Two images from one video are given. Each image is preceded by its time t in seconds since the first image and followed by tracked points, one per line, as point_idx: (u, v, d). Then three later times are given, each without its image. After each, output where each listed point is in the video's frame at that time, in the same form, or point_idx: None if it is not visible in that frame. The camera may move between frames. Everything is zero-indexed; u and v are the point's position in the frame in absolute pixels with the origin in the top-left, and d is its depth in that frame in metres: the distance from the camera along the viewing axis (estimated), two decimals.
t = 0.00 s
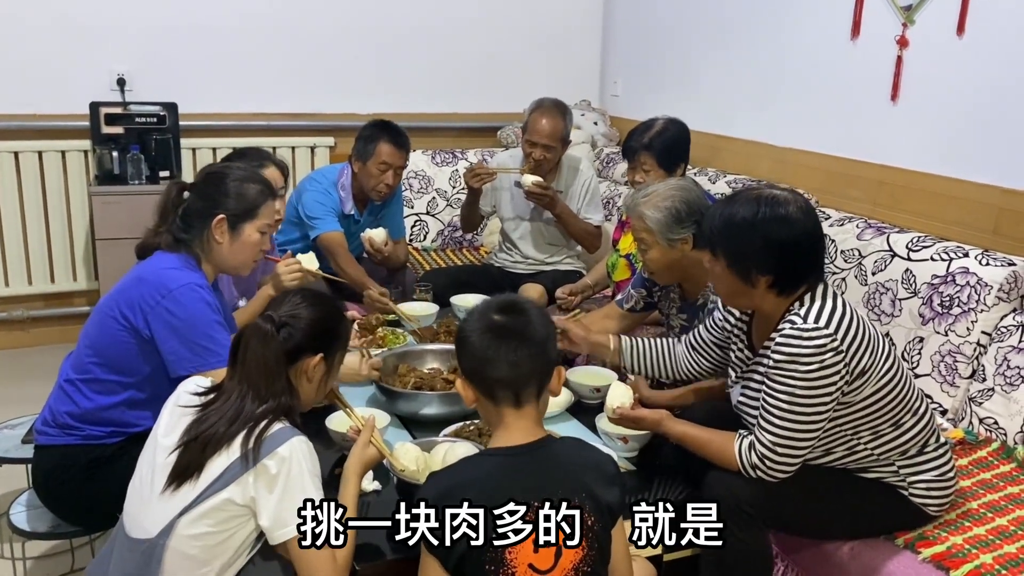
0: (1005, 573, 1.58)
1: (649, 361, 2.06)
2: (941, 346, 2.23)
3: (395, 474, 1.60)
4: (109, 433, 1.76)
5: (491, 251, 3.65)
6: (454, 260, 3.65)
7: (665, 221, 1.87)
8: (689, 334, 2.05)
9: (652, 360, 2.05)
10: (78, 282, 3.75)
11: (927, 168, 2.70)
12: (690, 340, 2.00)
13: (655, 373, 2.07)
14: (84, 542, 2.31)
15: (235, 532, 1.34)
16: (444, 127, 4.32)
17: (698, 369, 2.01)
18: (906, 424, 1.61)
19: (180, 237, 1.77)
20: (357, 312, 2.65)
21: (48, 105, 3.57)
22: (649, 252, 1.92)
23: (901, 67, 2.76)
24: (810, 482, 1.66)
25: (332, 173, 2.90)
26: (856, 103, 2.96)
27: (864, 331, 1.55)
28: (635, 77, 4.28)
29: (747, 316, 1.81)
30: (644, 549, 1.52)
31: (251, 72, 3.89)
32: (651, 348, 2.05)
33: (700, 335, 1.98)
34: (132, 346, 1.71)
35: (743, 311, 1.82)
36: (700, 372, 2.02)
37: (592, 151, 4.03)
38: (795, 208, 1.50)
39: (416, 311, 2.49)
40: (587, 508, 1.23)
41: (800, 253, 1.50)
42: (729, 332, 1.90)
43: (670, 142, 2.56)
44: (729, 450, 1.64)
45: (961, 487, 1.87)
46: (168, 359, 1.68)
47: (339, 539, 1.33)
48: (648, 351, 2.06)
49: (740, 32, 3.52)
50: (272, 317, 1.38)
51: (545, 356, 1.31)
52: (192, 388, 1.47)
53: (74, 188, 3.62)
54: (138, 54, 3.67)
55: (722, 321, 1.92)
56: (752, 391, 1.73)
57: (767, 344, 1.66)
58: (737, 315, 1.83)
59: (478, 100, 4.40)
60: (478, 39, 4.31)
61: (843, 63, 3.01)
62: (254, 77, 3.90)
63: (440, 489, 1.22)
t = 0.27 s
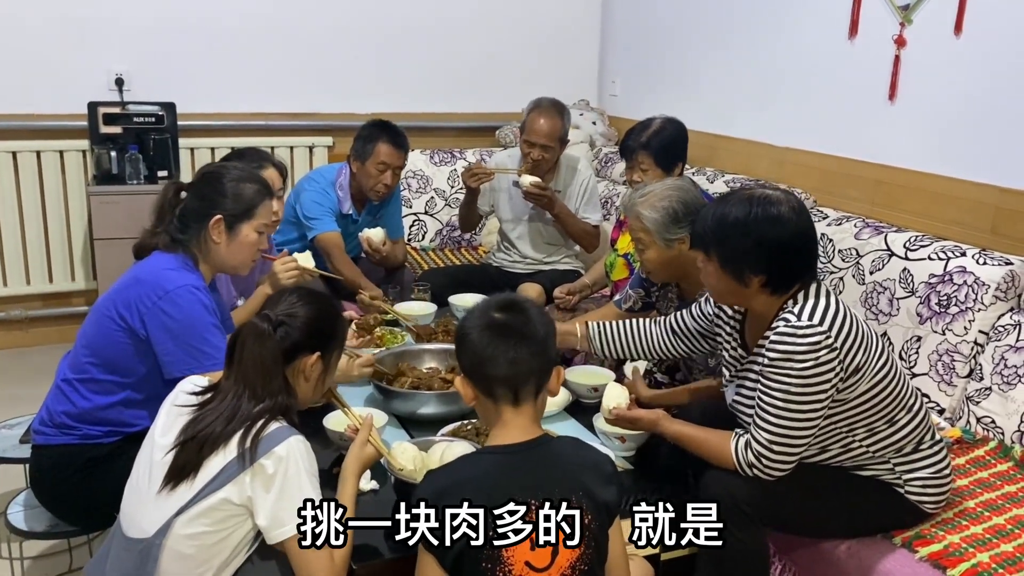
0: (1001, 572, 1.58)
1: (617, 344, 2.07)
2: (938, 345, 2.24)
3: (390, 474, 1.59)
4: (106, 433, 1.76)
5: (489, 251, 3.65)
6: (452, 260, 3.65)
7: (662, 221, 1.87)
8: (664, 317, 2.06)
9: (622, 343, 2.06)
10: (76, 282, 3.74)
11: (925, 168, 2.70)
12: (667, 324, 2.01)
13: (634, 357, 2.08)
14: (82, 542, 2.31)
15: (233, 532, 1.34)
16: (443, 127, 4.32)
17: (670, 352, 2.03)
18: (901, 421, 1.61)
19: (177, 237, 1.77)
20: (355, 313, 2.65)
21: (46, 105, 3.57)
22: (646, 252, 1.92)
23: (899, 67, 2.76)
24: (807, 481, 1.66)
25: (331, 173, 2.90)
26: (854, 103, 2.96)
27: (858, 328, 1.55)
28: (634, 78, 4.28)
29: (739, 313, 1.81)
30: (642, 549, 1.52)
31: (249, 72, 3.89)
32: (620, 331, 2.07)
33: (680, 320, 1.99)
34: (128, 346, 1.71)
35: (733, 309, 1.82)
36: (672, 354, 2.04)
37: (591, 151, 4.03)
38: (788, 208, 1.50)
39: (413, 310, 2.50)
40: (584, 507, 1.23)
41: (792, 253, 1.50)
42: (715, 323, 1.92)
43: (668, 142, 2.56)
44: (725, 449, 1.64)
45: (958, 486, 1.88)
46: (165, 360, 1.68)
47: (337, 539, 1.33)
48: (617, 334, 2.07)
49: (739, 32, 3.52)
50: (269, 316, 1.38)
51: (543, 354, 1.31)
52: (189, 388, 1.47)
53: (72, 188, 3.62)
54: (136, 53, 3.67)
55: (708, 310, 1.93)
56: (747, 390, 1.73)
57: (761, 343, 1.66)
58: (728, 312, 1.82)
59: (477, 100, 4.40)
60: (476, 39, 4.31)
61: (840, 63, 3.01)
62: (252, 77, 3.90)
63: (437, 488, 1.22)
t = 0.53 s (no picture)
0: (999, 570, 1.58)
1: (608, 346, 2.06)
2: (936, 344, 2.24)
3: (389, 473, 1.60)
4: (105, 433, 1.76)
5: (488, 250, 3.65)
6: (450, 260, 3.65)
7: (658, 221, 1.87)
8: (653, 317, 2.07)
9: (612, 345, 2.05)
10: (75, 282, 3.74)
11: (922, 167, 2.70)
12: (659, 324, 2.02)
13: (627, 357, 2.07)
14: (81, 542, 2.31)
15: (232, 531, 1.34)
16: (441, 127, 4.32)
17: (661, 352, 2.04)
18: (896, 419, 1.62)
19: (175, 237, 1.77)
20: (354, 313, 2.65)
21: (45, 105, 3.57)
22: (643, 251, 1.93)
23: (897, 66, 2.77)
24: (804, 480, 1.67)
25: (329, 173, 2.90)
26: (852, 103, 2.96)
27: (852, 326, 1.56)
28: (632, 77, 4.28)
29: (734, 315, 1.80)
30: (642, 548, 1.52)
31: (248, 72, 3.89)
32: (609, 333, 2.05)
33: (673, 321, 2.00)
34: (128, 345, 1.71)
35: (726, 310, 1.81)
36: (662, 355, 2.05)
37: (589, 151, 4.03)
38: (780, 208, 1.50)
39: (412, 310, 2.51)
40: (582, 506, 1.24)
41: (784, 254, 1.50)
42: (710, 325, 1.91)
43: (666, 142, 2.56)
44: (723, 448, 1.64)
45: (956, 485, 1.88)
46: (165, 359, 1.68)
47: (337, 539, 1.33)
48: (606, 337, 2.06)
49: (737, 32, 3.52)
50: (268, 315, 1.38)
51: (543, 352, 1.31)
52: (189, 387, 1.47)
53: (71, 188, 3.62)
54: (134, 53, 3.67)
55: (702, 313, 1.92)
56: (743, 390, 1.73)
57: (756, 343, 1.66)
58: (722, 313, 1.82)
59: (475, 100, 4.40)
60: (474, 39, 4.31)
61: (839, 63, 3.01)
62: (250, 77, 3.90)
63: (437, 487, 1.22)
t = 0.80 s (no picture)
0: (995, 570, 1.58)
1: (611, 351, 2.06)
2: (933, 344, 2.24)
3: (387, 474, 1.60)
4: (103, 433, 1.76)
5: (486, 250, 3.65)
6: (449, 260, 3.65)
7: (653, 221, 1.87)
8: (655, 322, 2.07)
9: (615, 350, 2.05)
10: (73, 282, 3.74)
11: (920, 167, 2.70)
12: (660, 329, 2.02)
13: (628, 362, 2.06)
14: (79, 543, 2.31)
15: (229, 532, 1.34)
16: (440, 127, 4.32)
17: (664, 357, 2.03)
18: (892, 418, 1.62)
19: (173, 239, 1.77)
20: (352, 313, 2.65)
21: (43, 105, 3.57)
22: (638, 251, 1.93)
23: (894, 66, 2.77)
24: (801, 480, 1.67)
25: (327, 173, 2.90)
26: (850, 103, 2.97)
27: (847, 325, 1.56)
28: (630, 77, 4.28)
29: (730, 315, 1.81)
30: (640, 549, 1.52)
31: (246, 72, 3.89)
32: (612, 338, 2.06)
33: (673, 325, 2.00)
34: (126, 346, 1.71)
35: (722, 310, 1.82)
36: (665, 359, 2.04)
37: (588, 151, 4.03)
38: (774, 210, 1.51)
39: (410, 310, 2.51)
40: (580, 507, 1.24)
41: (778, 255, 1.51)
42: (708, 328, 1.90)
43: (664, 142, 2.56)
44: (720, 448, 1.64)
45: (953, 485, 1.88)
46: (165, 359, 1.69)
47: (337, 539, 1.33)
48: (609, 341, 2.06)
49: (735, 32, 3.52)
50: (264, 316, 1.38)
51: (543, 353, 1.30)
52: (185, 389, 1.47)
53: (69, 189, 3.62)
54: (132, 53, 3.67)
55: (700, 315, 1.94)
56: (740, 391, 1.73)
57: (752, 344, 1.66)
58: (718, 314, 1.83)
59: (474, 100, 4.40)
60: (473, 39, 4.31)
61: (836, 63, 3.01)
62: (248, 77, 3.90)
63: (433, 486, 1.23)
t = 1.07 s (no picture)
0: (993, 568, 1.58)
1: (613, 352, 2.03)
2: (931, 342, 2.24)
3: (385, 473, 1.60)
4: (100, 433, 1.76)
5: (484, 249, 3.65)
6: (447, 259, 3.65)
7: (649, 219, 1.87)
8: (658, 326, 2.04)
9: (617, 351, 2.02)
10: (71, 282, 3.74)
11: (917, 166, 2.70)
12: (662, 332, 1.99)
13: (628, 365, 2.04)
14: (76, 542, 2.31)
15: (220, 532, 1.34)
16: (438, 126, 4.32)
17: (666, 361, 2.01)
18: (889, 416, 1.62)
19: (169, 237, 1.77)
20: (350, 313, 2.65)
21: (40, 105, 3.57)
22: (634, 248, 1.93)
23: (892, 65, 2.77)
24: (798, 478, 1.67)
25: (325, 173, 2.90)
26: (848, 101, 2.97)
27: (842, 322, 1.56)
28: (628, 76, 4.28)
29: (728, 314, 1.83)
30: (639, 547, 1.52)
31: (243, 71, 3.89)
32: (615, 339, 2.04)
33: (674, 327, 1.98)
34: (123, 345, 1.71)
35: (721, 310, 1.83)
36: (666, 363, 2.02)
37: (585, 150, 4.03)
38: (770, 207, 1.51)
39: (408, 308, 2.51)
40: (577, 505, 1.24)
41: (774, 254, 1.50)
42: (706, 329, 1.89)
43: (661, 140, 2.56)
44: (717, 446, 1.64)
45: (950, 482, 1.88)
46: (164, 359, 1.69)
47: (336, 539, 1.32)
48: (613, 343, 2.04)
49: (733, 31, 3.52)
50: (251, 317, 1.38)
51: (546, 361, 1.29)
52: (178, 390, 1.47)
53: (66, 188, 3.62)
54: (130, 53, 3.67)
55: (699, 317, 1.91)
56: (736, 389, 1.73)
57: (748, 342, 1.66)
58: (716, 314, 1.84)
59: (471, 99, 4.40)
60: (470, 38, 4.31)
61: (834, 61, 3.02)
62: (246, 76, 3.90)
63: (430, 484, 1.24)
